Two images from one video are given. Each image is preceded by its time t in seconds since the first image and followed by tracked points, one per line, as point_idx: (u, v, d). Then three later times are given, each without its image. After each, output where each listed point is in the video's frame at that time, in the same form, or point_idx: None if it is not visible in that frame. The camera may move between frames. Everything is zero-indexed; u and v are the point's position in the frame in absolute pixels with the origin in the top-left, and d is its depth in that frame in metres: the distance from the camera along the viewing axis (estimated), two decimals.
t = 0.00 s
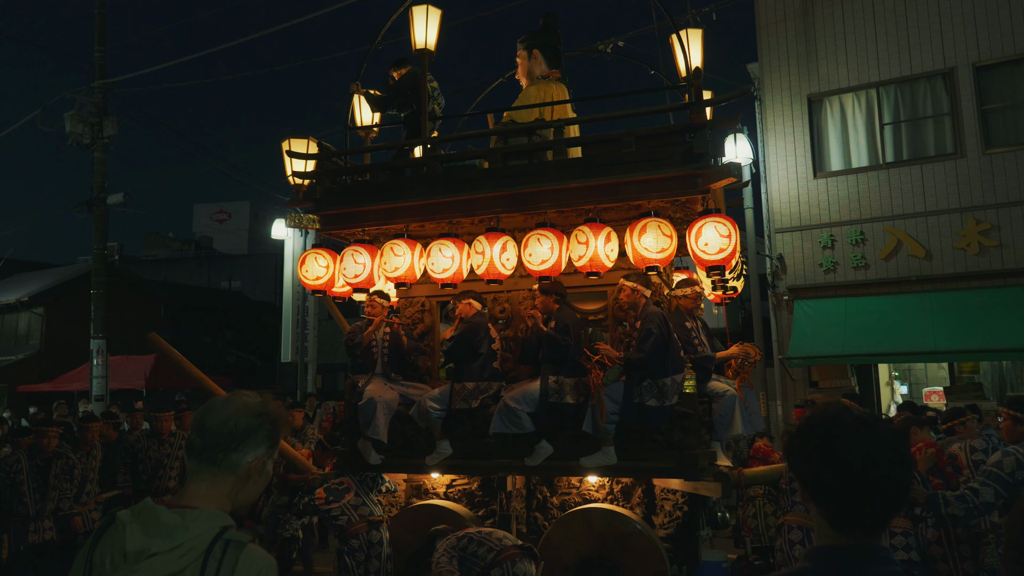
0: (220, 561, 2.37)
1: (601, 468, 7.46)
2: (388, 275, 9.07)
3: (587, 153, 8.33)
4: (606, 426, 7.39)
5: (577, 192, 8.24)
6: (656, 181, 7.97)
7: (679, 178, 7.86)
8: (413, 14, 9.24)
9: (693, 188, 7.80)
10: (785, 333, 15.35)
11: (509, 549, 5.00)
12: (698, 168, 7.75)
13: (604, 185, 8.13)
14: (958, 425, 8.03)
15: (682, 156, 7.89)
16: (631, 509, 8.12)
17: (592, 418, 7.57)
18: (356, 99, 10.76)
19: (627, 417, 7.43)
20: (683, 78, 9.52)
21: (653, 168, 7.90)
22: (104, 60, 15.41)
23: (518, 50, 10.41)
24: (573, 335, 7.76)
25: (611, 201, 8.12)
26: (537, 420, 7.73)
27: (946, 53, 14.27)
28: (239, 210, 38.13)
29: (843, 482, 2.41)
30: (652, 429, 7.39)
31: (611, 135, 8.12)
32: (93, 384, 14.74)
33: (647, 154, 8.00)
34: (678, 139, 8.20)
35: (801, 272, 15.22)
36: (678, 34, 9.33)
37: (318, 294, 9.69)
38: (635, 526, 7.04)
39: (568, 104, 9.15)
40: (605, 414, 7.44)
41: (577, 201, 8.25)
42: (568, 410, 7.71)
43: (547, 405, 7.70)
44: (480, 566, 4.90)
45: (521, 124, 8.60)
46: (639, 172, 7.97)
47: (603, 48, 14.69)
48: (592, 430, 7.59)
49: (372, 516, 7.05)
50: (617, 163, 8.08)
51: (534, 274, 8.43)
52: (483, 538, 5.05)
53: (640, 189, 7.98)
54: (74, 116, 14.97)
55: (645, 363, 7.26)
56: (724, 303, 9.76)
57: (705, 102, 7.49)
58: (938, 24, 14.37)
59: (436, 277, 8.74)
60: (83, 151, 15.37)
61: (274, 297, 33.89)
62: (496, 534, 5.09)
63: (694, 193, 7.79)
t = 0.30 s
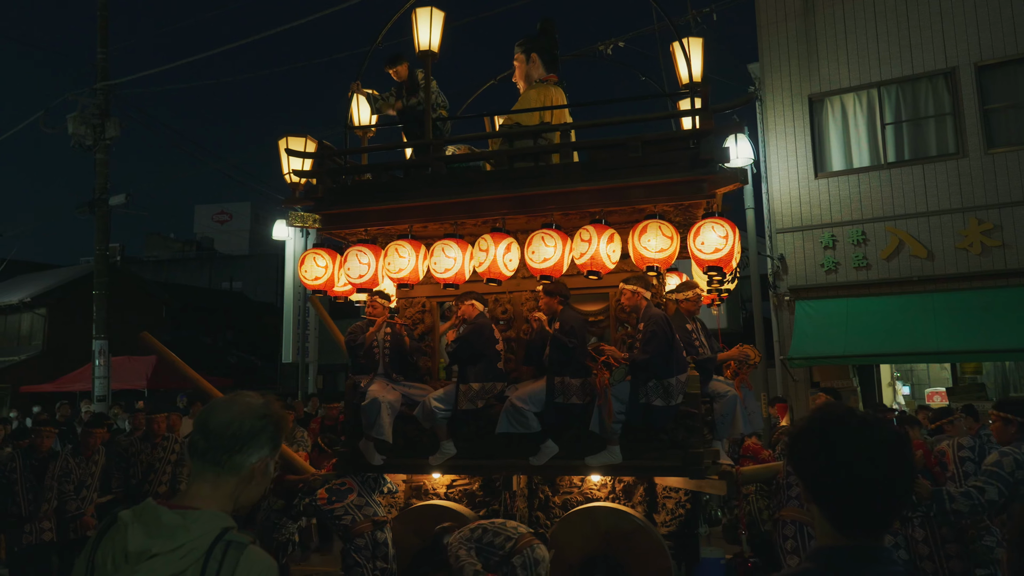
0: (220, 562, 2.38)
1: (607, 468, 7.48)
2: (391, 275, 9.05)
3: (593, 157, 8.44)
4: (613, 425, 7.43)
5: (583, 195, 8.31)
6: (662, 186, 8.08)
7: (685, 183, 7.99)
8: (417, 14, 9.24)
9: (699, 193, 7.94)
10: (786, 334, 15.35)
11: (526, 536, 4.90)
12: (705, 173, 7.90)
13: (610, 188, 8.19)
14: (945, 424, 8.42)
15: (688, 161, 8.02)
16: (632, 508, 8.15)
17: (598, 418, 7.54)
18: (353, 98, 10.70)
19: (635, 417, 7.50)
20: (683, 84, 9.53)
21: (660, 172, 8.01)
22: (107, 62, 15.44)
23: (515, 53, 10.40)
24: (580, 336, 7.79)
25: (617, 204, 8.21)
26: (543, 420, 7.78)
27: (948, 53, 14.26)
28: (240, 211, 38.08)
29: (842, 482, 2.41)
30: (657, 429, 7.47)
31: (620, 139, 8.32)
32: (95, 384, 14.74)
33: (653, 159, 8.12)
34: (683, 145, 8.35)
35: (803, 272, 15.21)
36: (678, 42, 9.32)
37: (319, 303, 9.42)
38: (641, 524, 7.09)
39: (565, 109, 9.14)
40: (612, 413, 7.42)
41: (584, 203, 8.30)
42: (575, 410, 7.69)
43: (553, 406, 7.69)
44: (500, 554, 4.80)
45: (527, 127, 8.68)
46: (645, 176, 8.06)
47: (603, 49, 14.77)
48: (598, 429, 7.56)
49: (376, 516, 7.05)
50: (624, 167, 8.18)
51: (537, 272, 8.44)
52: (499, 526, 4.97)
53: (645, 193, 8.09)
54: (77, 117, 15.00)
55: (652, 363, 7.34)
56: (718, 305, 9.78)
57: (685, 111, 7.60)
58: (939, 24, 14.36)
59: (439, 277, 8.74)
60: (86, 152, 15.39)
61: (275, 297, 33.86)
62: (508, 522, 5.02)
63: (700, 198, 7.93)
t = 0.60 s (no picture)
0: (231, 560, 2.41)
1: (619, 467, 7.54)
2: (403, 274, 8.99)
3: (603, 160, 8.50)
4: (626, 425, 7.48)
5: (595, 197, 8.34)
6: (673, 189, 8.19)
7: (696, 186, 8.11)
8: (427, 15, 9.25)
9: (711, 196, 8.06)
10: (798, 335, 15.29)
11: (558, 533, 5.80)
12: (716, 177, 8.03)
13: (621, 191, 8.27)
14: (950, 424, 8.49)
15: (699, 164, 8.15)
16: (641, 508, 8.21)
17: (612, 418, 7.59)
18: (356, 98, 10.67)
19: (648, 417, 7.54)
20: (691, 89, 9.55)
21: (672, 174, 8.11)
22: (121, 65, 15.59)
23: (519, 56, 10.43)
24: (592, 338, 7.81)
25: (628, 207, 8.28)
26: (556, 420, 7.76)
27: (961, 50, 14.15)
28: (251, 212, 38.23)
29: (852, 485, 2.42)
30: (672, 429, 7.53)
31: (627, 144, 8.39)
32: (109, 384, 14.86)
33: (665, 162, 8.23)
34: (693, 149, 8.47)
35: (815, 273, 15.12)
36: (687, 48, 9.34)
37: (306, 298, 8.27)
38: (653, 521, 7.11)
39: (569, 112, 9.15)
40: (626, 413, 7.49)
41: (596, 205, 8.36)
42: (588, 410, 7.71)
43: (566, 406, 7.73)
44: (534, 549, 5.75)
45: (538, 130, 8.76)
46: (657, 179, 8.16)
47: (612, 49, 14.81)
48: (611, 429, 7.61)
49: (387, 517, 7.08)
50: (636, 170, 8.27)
51: (558, 275, 8.52)
52: (532, 525, 5.88)
53: (657, 196, 8.19)
54: (91, 120, 15.15)
55: (667, 363, 7.41)
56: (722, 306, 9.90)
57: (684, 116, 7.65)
58: (953, 21, 14.24)
59: (456, 278, 8.75)
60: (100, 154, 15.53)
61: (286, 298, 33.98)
62: (541, 521, 5.93)
63: (711, 201, 8.05)
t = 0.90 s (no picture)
0: (260, 562, 2.42)
1: (647, 471, 7.53)
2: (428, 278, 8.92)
3: (628, 167, 8.59)
4: (654, 430, 7.45)
5: (622, 204, 8.39)
6: (700, 197, 8.26)
7: (723, 194, 8.23)
8: (452, 21, 9.29)
9: (737, 205, 8.21)
10: (826, 341, 15.12)
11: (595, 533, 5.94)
12: (742, 185, 8.18)
13: (647, 198, 8.32)
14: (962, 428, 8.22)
15: (725, 172, 8.29)
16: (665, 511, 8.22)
17: (640, 422, 7.57)
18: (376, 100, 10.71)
19: (676, 422, 7.57)
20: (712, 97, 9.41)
21: (699, 181, 8.22)
22: (150, 74, 15.87)
23: (537, 63, 10.40)
24: (620, 345, 7.82)
25: (656, 214, 8.34)
26: (584, 425, 7.77)
27: (993, 50, 13.87)
28: (277, 217, 38.62)
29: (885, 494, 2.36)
30: (701, 433, 7.52)
31: (655, 152, 8.47)
32: (137, 388, 15.06)
33: (693, 170, 8.29)
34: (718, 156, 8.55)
35: (843, 277, 14.90)
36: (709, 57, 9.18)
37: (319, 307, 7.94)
38: (679, 524, 7.11)
39: (590, 120, 9.12)
40: (655, 417, 7.45)
41: (622, 211, 8.37)
42: (616, 415, 7.72)
43: (593, 411, 7.75)
44: (574, 550, 5.84)
45: (563, 136, 8.79)
46: (685, 186, 8.25)
47: (636, 53, 14.80)
48: (639, 433, 7.59)
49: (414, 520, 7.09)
50: (664, 177, 8.30)
51: (587, 282, 8.51)
52: (570, 526, 6.02)
53: (685, 204, 8.24)
54: (122, 128, 15.44)
55: (696, 369, 7.49)
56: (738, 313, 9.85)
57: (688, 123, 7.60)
58: (984, 21, 13.96)
59: (486, 282, 8.69)
60: (130, 161, 15.81)
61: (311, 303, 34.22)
62: (578, 524, 6.05)
63: (737, 209, 8.20)
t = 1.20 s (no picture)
0: (269, 563, 2.42)
1: (656, 470, 7.58)
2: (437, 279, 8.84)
3: (638, 170, 8.61)
4: (665, 429, 7.50)
5: (632, 207, 8.44)
6: (710, 201, 8.35)
7: (733, 198, 8.33)
8: (463, 21, 9.29)
9: (745, 210, 8.32)
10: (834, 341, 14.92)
11: (609, 525, 6.57)
12: (752, 189, 8.26)
13: (656, 202, 8.39)
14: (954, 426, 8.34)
15: (734, 176, 8.34)
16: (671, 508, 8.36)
17: (652, 422, 7.64)
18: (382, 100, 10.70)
19: (687, 421, 7.65)
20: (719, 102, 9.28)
21: (709, 185, 8.26)
22: (159, 75, 15.94)
23: (542, 64, 10.41)
24: (627, 346, 7.86)
25: (665, 217, 8.41)
26: (596, 425, 7.78)
27: (1002, 48, 13.78)
28: (285, 218, 38.72)
29: (896, 494, 2.33)
30: (710, 431, 7.62)
31: (666, 155, 8.49)
32: (147, 389, 15.12)
33: (703, 174, 8.32)
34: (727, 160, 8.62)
35: (851, 277, 14.83)
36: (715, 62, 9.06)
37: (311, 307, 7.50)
38: (689, 521, 7.26)
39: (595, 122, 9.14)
40: (666, 417, 7.51)
41: (633, 214, 8.42)
42: (628, 415, 7.74)
43: (606, 411, 7.74)
44: (590, 540, 6.48)
45: (572, 138, 8.82)
46: (696, 190, 8.30)
47: (644, 52, 14.78)
48: (651, 432, 7.67)
49: (425, 520, 7.09)
50: (674, 181, 8.34)
51: (593, 282, 8.48)
52: (585, 517, 6.60)
53: (696, 207, 8.34)
54: (130, 129, 15.51)
55: (706, 370, 7.53)
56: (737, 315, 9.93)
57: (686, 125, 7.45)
58: (993, 20, 13.87)
59: (493, 283, 8.65)
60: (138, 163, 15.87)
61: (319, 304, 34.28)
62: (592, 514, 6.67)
63: (747, 213, 8.31)
